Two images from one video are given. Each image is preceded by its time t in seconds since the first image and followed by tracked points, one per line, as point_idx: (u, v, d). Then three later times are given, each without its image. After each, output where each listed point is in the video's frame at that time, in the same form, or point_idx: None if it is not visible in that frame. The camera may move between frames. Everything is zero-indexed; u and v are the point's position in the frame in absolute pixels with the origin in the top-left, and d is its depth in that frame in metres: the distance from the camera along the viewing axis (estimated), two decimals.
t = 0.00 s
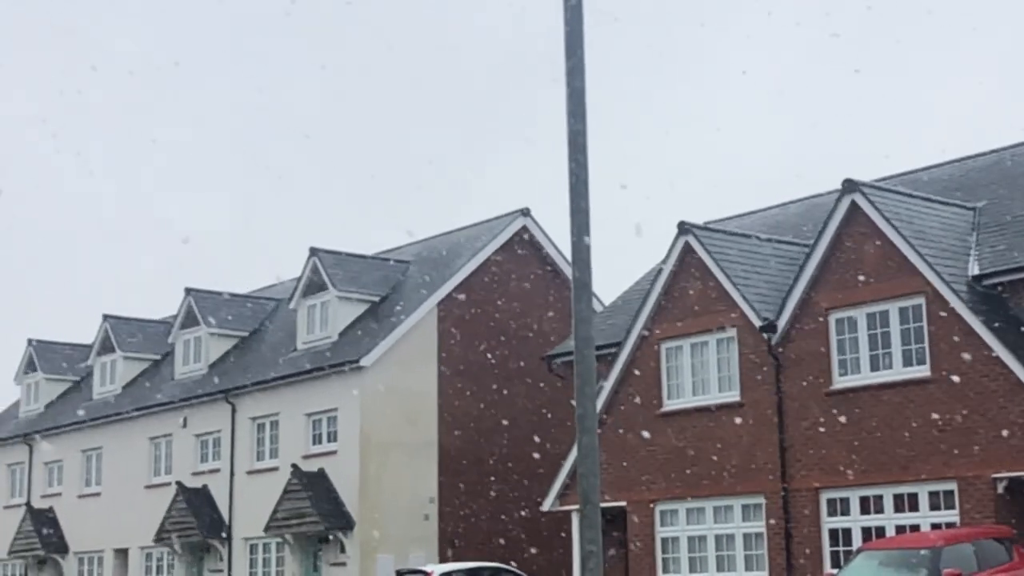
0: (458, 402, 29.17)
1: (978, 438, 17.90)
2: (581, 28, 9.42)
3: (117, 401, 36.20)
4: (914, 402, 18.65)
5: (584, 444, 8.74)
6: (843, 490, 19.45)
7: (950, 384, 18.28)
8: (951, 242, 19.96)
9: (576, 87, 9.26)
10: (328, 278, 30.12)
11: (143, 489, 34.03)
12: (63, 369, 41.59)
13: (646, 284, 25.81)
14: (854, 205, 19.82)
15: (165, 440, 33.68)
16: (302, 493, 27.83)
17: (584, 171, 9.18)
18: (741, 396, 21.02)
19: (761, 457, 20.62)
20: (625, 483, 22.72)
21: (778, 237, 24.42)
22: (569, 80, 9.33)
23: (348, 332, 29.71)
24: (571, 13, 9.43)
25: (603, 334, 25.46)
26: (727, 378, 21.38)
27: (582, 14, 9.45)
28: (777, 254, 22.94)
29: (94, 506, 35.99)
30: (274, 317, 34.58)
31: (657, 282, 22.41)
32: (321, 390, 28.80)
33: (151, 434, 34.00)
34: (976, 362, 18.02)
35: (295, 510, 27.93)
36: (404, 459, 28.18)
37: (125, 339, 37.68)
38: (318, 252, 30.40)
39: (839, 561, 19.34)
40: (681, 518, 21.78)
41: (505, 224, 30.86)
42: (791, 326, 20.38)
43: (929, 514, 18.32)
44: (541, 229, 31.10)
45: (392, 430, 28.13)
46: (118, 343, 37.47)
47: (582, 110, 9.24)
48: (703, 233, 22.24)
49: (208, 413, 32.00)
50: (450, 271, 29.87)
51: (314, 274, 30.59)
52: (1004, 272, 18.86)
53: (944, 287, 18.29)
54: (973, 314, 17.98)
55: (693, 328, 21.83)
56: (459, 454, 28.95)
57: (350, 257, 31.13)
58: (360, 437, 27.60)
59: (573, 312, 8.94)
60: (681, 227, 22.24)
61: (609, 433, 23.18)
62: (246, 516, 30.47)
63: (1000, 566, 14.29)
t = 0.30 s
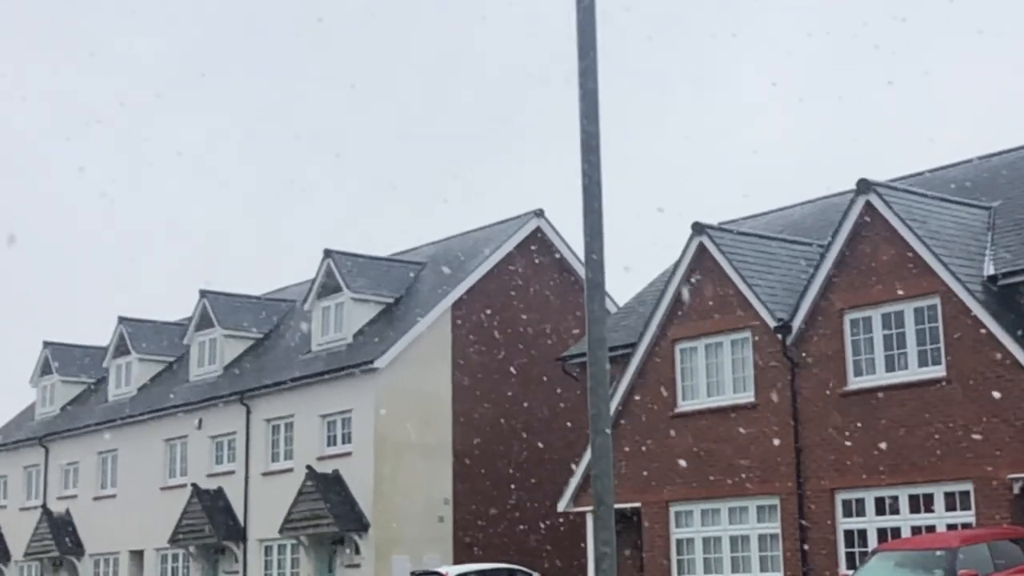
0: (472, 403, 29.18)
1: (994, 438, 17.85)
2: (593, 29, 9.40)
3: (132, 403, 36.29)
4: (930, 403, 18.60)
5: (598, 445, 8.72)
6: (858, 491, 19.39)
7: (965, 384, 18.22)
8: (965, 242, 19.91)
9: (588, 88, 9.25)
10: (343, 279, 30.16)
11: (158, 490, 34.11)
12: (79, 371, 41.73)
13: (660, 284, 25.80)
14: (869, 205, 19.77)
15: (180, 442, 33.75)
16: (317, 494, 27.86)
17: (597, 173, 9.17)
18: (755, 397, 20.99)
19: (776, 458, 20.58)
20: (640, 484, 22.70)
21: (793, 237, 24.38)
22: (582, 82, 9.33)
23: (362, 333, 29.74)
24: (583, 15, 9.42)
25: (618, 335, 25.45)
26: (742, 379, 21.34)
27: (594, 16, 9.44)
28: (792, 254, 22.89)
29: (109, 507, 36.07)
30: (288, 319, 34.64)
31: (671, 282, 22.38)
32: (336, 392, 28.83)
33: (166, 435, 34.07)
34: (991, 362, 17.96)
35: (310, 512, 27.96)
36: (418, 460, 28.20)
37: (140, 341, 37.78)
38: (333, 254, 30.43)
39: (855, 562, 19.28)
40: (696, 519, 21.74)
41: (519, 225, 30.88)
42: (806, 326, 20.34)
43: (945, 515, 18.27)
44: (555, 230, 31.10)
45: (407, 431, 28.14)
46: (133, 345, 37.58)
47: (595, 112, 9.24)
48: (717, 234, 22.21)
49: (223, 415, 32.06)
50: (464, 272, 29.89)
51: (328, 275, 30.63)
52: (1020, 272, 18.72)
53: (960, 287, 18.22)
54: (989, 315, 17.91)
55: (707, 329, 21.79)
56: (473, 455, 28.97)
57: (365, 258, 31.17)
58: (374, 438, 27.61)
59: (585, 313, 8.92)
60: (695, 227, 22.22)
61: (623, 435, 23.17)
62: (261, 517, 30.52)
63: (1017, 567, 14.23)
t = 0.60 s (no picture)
0: (486, 405, 29.19)
1: (1010, 439, 17.79)
2: (606, 31, 9.31)
3: (147, 405, 36.37)
4: (945, 404, 18.54)
5: (611, 448, 8.69)
6: (874, 492, 19.34)
7: (981, 384, 18.16)
8: (981, 242, 19.83)
9: (601, 89, 9.16)
10: (357, 281, 30.19)
11: (173, 493, 34.17)
12: (94, 372, 41.83)
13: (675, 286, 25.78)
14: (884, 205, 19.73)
15: (195, 444, 33.81)
16: (331, 496, 27.88)
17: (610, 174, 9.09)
18: (770, 398, 20.95)
19: (791, 458, 20.54)
20: (655, 486, 22.68)
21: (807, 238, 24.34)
22: (595, 83, 9.25)
23: (376, 335, 29.76)
24: (596, 17, 9.34)
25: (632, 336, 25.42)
26: (757, 380, 21.30)
27: (608, 17, 9.35)
28: (806, 255, 22.86)
29: (125, 509, 36.15)
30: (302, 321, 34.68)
31: (686, 283, 22.36)
32: (350, 394, 28.85)
33: (181, 437, 34.13)
34: (1008, 362, 17.90)
35: (324, 514, 27.98)
36: (432, 462, 28.21)
37: (154, 344, 37.87)
38: (346, 256, 30.45)
39: (871, 564, 19.24)
40: (711, 520, 21.70)
41: (533, 227, 30.88)
42: (821, 326, 20.29)
43: (961, 516, 18.22)
44: (569, 231, 31.09)
45: (421, 433, 28.15)
46: (148, 348, 37.68)
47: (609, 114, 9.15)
48: (732, 235, 22.17)
49: (238, 417, 32.10)
50: (478, 274, 29.89)
51: (342, 277, 30.66)
52: None
53: (975, 288, 18.17)
54: (1004, 315, 17.85)
55: (722, 330, 21.76)
56: (488, 457, 28.96)
57: (378, 261, 31.20)
58: (389, 440, 27.62)
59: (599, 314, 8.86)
60: (709, 228, 22.19)
61: (638, 436, 23.15)
62: (276, 519, 30.56)
63: None
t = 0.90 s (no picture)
0: (498, 405, 29.19)
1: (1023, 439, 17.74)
2: (617, 31, 9.18)
3: (160, 406, 36.42)
4: (958, 403, 18.51)
5: (622, 448, 8.58)
6: (887, 493, 19.30)
7: (994, 384, 18.11)
8: (994, 241, 19.78)
9: (611, 90, 9.01)
10: (368, 282, 30.21)
11: (186, 493, 34.22)
12: (107, 374, 41.92)
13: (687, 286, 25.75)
14: (895, 205, 19.70)
15: (208, 445, 33.85)
16: (343, 497, 27.90)
17: (619, 174, 8.91)
18: (782, 398, 20.92)
19: (803, 458, 20.50)
20: (668, 486, 22.66)
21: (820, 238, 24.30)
22: (605, 83, 9.10)
23: (388, 335, 29.79)
24: (607, 16, 9.20)
25: (643, 337, 25.43)
26: (769, 380, 21.28)
27: (619, 18, 9.22)
28: (819, 255, 22.82)
29: (138, 510, 36.23)
30: (314, 322, 34.71)
31: (697, 284, 22.34)
32: (362, 394, 28.87)
33: (194, 438, 34.18)
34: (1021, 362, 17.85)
35: (337, 514, 28.00)
36: (444, 462, 28.21)
37: (167, 345, 37.94)
38: (358, 257, 30.49)
39: (883, 564, 19.20)
40: (723, 521, 21.68)
41: (544, 227, 30.87)
42: (833, 326, 20.25)
43: (974, 517, 18.18)
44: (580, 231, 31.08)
45: (433, 434, 28.16)
46: (161, 349, 37.75)
47: (618, 114, 8.99)
48: (743, 235, 22.17)
49: (250, 418, 32.14)
50: (489, 275, 29.89)
51: (354, 278, 30.69)
52: None
53: (987, 287, 18.12)
54: (1017, 315, 17.79)
55: (734, 331, 21.73)
56: (500, 458, 28.96)
57: (390, 261, 31.22)
58: (401, 441, 27.63)
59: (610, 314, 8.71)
60: (721, 228, 22.18)
61: (650, 437, 23.14)
62: (288, 520, 30.59)
63: None
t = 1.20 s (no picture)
0: (508, 407, 29.17)
1: None
2: (626, 32, 9.10)
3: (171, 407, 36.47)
4: (970, 404, 18.47)
5: (633, 449, 8.50)
6: (899, 493, 19.26)
7: (1006, 384, 18.06)
8: (1005, 241, 19.73)
9: (621, 90, 8.93)
10: (379, 282, 30.23)
11: (198, 494, 34.27)
12: (119, 375, 41.98)
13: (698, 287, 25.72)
14: (907, 205, 19.66)
15: (219, 446, 33.89)
16: (355, 497, 27.92)
17: (630, 174, 8.82)
18: (794, 398, 20.89)
19: (815, 458, 20.48)
20: (679, 487, 22.63)
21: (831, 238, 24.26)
22: (614, 83, 9.01)
23: (399, 336, 29.80)
24: (616, 17, 9.12)
25: (654, 337, 25.41)
26: (780, 381, 21.24)
27: (628, 18, 9.14)
28: (830, 255, 22.79)
29: (149, 510, 36.28)
30: (325, 323, 34.74)
31: (708, 284, 22.31)
32: (373, 395, 28.89)
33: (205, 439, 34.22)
34: None
35: (348, 515, 28.04)
36: (455, 462, 28.22)
37: (178, 346, 37.99)
38: (369, 258, 30.51)
39: (895, 565, 19.17)
40: (735, 521, 21.64)
41: (555, 228, 30.86)
42: (845, 326, 20.21)
43: (986, 517, 18.14)
44: (591, 232, 31.06)
45: (444, 434, 28.17)
46: (173, 350, 37.80)
47: (628, 115, 8.89)
48: (754, 235, 22.15)
49: (261, 419, 32.17)
50: (500, 275, 29.90)
51: (365, 279, 30.70)
52: None
53: (999, 287, 18.07)
54: None
55: (745, 331, 21.70)
56: (510, 458, 28.96)
57: (400, 262, 31.24)
58: (412, 441, 27.64)
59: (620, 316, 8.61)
60: (732, 228, 22.15)
61: (662, 437, 23.11)
62: (300, 521, 30.62)
63: None
